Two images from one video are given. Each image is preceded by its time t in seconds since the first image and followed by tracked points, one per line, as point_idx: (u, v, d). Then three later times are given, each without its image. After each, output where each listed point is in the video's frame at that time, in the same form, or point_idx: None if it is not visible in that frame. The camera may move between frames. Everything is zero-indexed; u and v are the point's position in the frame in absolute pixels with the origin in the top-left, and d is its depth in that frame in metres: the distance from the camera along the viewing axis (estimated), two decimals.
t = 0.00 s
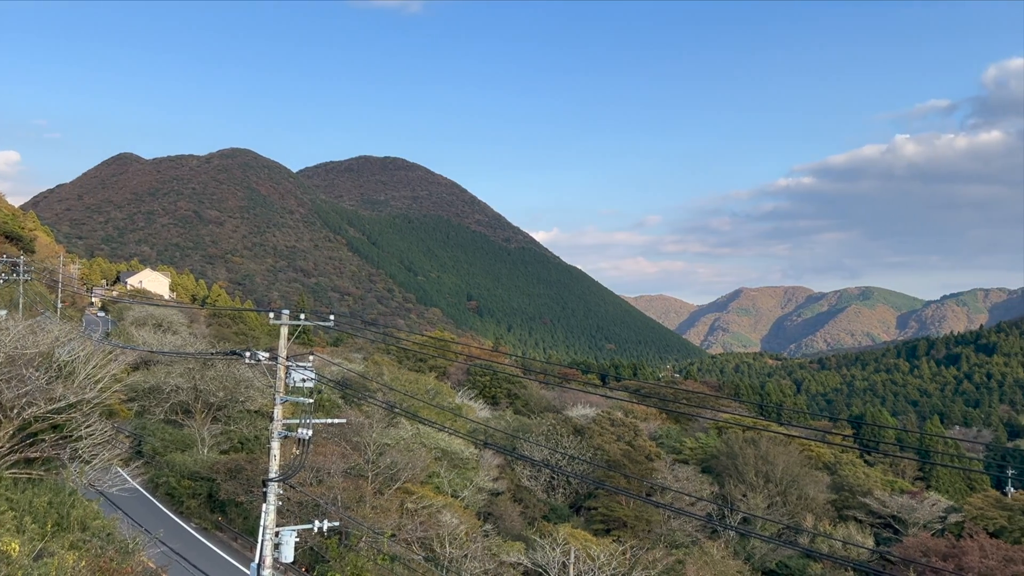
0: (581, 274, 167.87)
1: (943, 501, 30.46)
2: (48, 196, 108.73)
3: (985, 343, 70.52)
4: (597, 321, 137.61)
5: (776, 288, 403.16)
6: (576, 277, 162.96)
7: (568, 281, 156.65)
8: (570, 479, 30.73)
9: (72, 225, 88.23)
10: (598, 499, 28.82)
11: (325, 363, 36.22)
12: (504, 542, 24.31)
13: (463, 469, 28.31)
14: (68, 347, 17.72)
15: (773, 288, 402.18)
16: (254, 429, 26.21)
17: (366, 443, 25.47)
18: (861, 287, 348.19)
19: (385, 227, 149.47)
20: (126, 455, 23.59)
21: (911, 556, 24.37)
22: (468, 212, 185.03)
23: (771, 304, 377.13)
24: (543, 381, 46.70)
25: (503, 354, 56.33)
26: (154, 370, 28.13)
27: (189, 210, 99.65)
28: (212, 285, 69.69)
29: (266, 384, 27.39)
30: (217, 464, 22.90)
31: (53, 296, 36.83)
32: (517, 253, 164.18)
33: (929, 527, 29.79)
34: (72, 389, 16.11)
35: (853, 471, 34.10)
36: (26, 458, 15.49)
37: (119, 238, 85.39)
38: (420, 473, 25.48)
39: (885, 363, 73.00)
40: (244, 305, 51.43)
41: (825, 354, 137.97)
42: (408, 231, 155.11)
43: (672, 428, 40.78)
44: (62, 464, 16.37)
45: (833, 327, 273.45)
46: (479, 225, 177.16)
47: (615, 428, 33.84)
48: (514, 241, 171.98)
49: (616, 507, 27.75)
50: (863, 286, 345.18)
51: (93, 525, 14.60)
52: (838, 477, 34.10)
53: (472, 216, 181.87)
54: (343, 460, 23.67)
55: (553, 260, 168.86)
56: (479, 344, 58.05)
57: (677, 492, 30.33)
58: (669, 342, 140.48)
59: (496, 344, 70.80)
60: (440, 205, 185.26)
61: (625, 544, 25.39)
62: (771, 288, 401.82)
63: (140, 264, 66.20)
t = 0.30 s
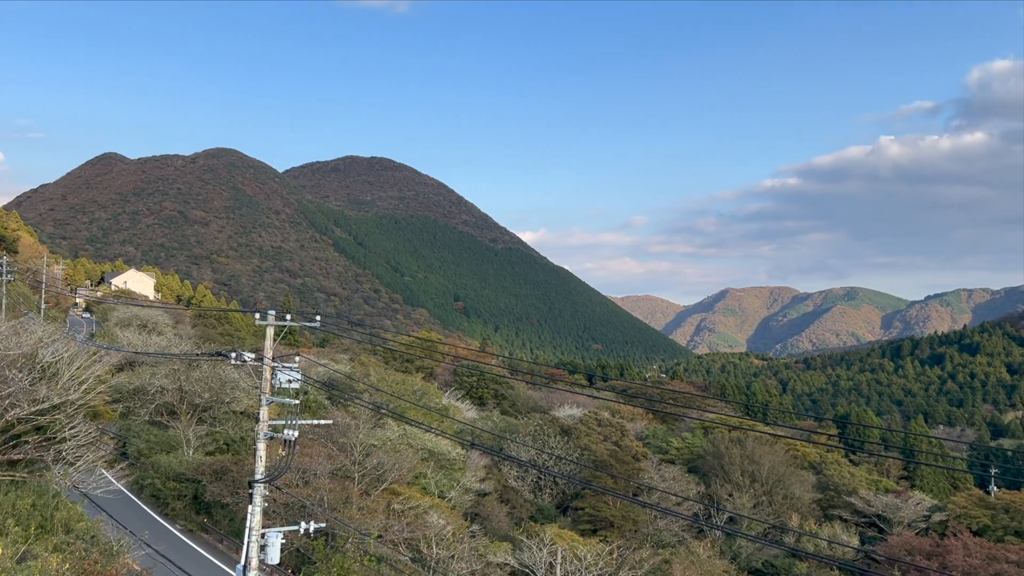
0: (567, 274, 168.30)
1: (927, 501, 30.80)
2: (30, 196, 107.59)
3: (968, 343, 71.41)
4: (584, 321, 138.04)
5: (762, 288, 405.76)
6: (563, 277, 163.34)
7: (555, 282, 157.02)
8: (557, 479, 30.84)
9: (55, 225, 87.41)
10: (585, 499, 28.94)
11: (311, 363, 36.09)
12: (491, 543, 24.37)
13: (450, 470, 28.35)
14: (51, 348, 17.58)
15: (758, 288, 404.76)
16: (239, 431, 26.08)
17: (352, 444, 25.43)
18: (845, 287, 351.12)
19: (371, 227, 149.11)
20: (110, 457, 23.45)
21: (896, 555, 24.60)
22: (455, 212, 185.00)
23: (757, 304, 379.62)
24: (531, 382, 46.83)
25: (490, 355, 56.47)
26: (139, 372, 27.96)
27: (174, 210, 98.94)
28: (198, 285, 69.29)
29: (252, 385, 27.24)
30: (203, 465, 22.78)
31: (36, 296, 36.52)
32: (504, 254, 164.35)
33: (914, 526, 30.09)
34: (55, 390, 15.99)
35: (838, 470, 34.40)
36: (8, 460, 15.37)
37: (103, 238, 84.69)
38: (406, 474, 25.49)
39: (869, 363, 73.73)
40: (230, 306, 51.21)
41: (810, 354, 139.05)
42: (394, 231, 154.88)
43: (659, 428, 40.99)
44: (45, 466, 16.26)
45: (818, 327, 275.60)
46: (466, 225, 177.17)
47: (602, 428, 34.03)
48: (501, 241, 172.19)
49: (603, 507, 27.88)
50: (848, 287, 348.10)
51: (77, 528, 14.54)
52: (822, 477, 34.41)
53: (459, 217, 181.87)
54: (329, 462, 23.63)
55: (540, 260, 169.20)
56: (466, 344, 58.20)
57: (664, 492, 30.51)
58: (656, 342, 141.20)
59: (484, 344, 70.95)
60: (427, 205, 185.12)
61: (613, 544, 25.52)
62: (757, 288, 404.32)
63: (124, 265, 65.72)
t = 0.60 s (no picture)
0: (554, 275, 168.60)
1: (912, 500, 31.14)
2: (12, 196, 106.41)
3: (952, 343, 72.19)
4: (572, 321, 138.41)
5: (747, 289, 408.14)
6: (550, 277, 163.64)
7: (543, 282, 157.23)
8: (544, 480, 30.93)
9: (38, 225, 86.52)
10: (572, 499, 29.02)
11: (297, 364, 35.95)
12: (479, 543, 24.43)
13: (437, 471, 28.32)
14: (35, 349, 17.45)
15: (744, 289, 407.10)
16: (225, 432, 25.92)
17: (339, 445, 25.38)
18: (830, 287, 353.77)
19: (358, 227, 148.66)
20: (95, 458, 23.29)
21: (881, 553, 24.83)
22: (442, 212, 184.84)
23: (743, 304, 381.94)
24: (518, 382, 46.91)
25: (477, 355, 56.50)
26: (124, 372, 27.77)
27: (159, 210, 98.18)
28: (183, 286, 68.85)
29: (238, 386, 27.09)
30: (188, 466, 22.65)
31: (19, 297, 36.17)
32: (492, 254, 164.41)
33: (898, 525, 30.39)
34: (39, 391, 15.90)
35: (823, 469, 34.70)
36: None
37: (88, 238, 83.93)
38: (393, 475, 25.47)
39: (855, 363, 74.38)
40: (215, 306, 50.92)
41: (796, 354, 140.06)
42: (381, 231, 154.55)
43: (645, 428, 41.18)
44: (29, 469, 16.14)
45: (804, 327, 277.57)
46: (453, 226, 177.06)
47: (589, 428, 34.13)
48: (488, 241, 172.29)
49: (590, 507, 27.99)
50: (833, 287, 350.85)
51: (61, 530, 14.48)
52: (808, 476, 34.68)
53: (446, 217, 181.69)
54: (315, 463, 23.59)
55: (527, 261, 169.43)
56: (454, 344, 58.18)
57: (650, 492, 30.68)
58: (643, 342, 141.79)
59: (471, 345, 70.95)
60: (414, 206, 184.81)
61: (599, 544, 25.62)
62: (743, 289, 406.64)
63: (108, 265, 65.14)
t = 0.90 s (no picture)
0: (542, 275, 168.92)
1: (897, 499, 31.43)
2: None
3: (936, 343, 72.95)
4: (559, 321, 138.72)
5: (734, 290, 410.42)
6: (537, 278, 163.94)
7: (530, 283, 157.41)
8: (531, 480, 31.00)
9: (22, 225, 85.65)
10: (560, 500, 29.09)
11: (283, 364, 35.78)
12: (466, 544, 24.45)
13: (424, 471, 28.32)
14: (18, 350, 17.32)
15: (731, 290, 409.28)
16: (212, 432, 25.77)
17: (326, 446, 25.32)
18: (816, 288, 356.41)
19: (345, 227, 148.19)
20: (79, 460, 23.16)
21: (867, 553, 25.06)
22: (429, 213, 184.66)
23: (729, 304, 384.17)
24: (505, 382, 47.03)
25: (465, 355, 56.56)
26: (109, 373, 27.60)
27: (145, 211, 97.42)
28: (169, 287, 68.35)
29: (224, 387, 26.90)
30: (174, 468, 22.53)
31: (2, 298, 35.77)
32: (479, 254, 164.48)
33: (883, 524, 30.68)
34: (23, 393, 15.83)
35: (809, 469, 34.98)
36: None
37: (72, 239, 83.17)
38: (380, 476, 25.44)
39: (840, 363, 75.03)
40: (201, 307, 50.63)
41: (782, 354, 141.15)
42: (368, 231, 154.19)
43: (633, 428, 41.36)
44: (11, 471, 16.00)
45: (790, 328, 279.50)
46: (441, 226, 176.91)
47: (576, 428, 34.25)
48: (476, 242, 172.30)
49: (577, 508, 28.09)
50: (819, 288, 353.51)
51: (45, 532, 14.45)
52: (794, 476, 34.95)
53: (433, 217, 181.51)
54: (302, 464, 23.54)
55: (514, 261, 169.66)
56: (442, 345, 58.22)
57: (638, 492, 30.84)
58: (630, 343, 142.33)
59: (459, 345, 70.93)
60: (402, 206, 184.49)
61: (587, 544, 25.72)
62: (729, 289, 408.82)
63: (92, 266, 64.56)
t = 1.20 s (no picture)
0: (530, 275, 169.17)
1: (882, 498, 31.74)
2: None
3: (921, 343, 73.68)
4: (547, 322, 139.03)
5: (720, 290, 412.58)
6: (525, 278, 164.17)
7: (518, 283, 157.52)
8: (519, 481, 31.10)
9: (5, 225, 84.80)
10: (548, 500, 29.19)
11: (271, 366, 35.69)
12: (454, 545, 24.50)
13: (412, 472, 28.32)
14: (3, 351, 17.23)
15: (717, 290, 411.41)
16: (198, 434, 25.64)
17: (314, 448, 25.29)
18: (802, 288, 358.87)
19: (333, 228, 147.73)
20: (64, 462, 23.03)
21: (853, 552, 25.30)
22: (417, 214, 184.53)
23: (716, 304, 386.13)
24: (494, 383, 47.13)
25: (453, 356, 56.63)
26: (95, 374, 27.45)
27: (130, 211, 96.71)
28: (155, 288, 67.97)
29: (210, 388, 26.79)
30: (160, 470, 22.45)
31: None
32: (467, 255, 164.53)
33: (869, 524, 30.99)
34: (7, 395, 15.75)
35: (796, 468, 35.27)
36: None
37: (57, 239, 82.45)
38: (368, 477, 25.42)
39: (826, 363, 75.70)
40: (187, 307, 50.39)
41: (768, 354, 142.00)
42: (356, 232, 153.78)
43: (620, 429, 41.56)
44: None
45: (776, 328, 281.31)
46: (429, 227, 176.81)
47: (564, 429, 34.38)
48: (464, 242, 172.29)
49: (565, 508, 28.21)
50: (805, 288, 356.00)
51: (29, 534, 14.37)
52: (781, 476, 35.21)
53: (421, 218, 181.32)
54: (289, 465, 23.52)
55: (502, 261, 169.84)
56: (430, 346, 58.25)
57: (625, 492, 31.00)
58: (618, 343, 142.79)
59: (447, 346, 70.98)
60: (389, 206, 184.14)
61: (575, 544, 25.82)
62: (716, 290, 410.98)
63: (78, 266, 64.07)
